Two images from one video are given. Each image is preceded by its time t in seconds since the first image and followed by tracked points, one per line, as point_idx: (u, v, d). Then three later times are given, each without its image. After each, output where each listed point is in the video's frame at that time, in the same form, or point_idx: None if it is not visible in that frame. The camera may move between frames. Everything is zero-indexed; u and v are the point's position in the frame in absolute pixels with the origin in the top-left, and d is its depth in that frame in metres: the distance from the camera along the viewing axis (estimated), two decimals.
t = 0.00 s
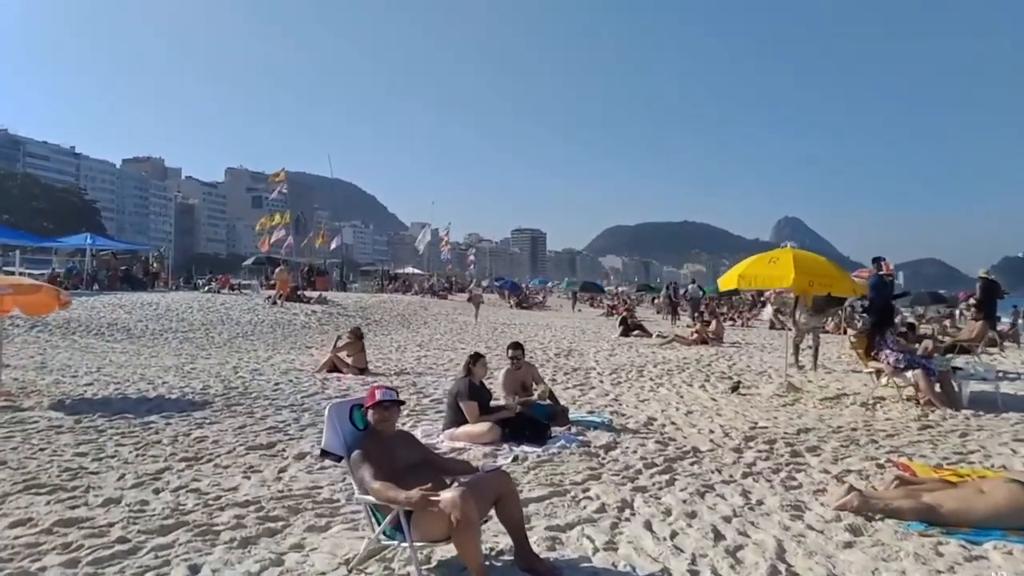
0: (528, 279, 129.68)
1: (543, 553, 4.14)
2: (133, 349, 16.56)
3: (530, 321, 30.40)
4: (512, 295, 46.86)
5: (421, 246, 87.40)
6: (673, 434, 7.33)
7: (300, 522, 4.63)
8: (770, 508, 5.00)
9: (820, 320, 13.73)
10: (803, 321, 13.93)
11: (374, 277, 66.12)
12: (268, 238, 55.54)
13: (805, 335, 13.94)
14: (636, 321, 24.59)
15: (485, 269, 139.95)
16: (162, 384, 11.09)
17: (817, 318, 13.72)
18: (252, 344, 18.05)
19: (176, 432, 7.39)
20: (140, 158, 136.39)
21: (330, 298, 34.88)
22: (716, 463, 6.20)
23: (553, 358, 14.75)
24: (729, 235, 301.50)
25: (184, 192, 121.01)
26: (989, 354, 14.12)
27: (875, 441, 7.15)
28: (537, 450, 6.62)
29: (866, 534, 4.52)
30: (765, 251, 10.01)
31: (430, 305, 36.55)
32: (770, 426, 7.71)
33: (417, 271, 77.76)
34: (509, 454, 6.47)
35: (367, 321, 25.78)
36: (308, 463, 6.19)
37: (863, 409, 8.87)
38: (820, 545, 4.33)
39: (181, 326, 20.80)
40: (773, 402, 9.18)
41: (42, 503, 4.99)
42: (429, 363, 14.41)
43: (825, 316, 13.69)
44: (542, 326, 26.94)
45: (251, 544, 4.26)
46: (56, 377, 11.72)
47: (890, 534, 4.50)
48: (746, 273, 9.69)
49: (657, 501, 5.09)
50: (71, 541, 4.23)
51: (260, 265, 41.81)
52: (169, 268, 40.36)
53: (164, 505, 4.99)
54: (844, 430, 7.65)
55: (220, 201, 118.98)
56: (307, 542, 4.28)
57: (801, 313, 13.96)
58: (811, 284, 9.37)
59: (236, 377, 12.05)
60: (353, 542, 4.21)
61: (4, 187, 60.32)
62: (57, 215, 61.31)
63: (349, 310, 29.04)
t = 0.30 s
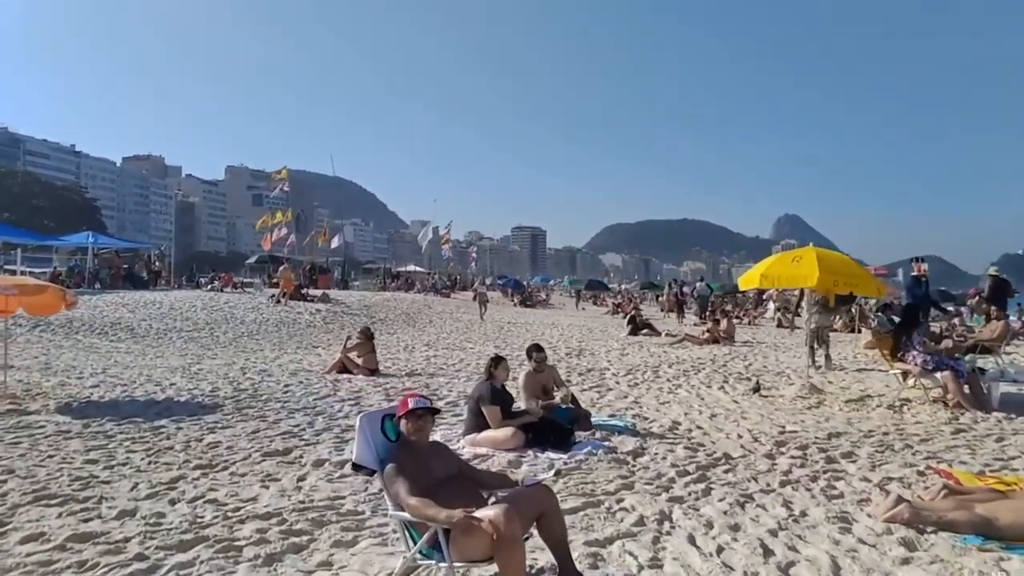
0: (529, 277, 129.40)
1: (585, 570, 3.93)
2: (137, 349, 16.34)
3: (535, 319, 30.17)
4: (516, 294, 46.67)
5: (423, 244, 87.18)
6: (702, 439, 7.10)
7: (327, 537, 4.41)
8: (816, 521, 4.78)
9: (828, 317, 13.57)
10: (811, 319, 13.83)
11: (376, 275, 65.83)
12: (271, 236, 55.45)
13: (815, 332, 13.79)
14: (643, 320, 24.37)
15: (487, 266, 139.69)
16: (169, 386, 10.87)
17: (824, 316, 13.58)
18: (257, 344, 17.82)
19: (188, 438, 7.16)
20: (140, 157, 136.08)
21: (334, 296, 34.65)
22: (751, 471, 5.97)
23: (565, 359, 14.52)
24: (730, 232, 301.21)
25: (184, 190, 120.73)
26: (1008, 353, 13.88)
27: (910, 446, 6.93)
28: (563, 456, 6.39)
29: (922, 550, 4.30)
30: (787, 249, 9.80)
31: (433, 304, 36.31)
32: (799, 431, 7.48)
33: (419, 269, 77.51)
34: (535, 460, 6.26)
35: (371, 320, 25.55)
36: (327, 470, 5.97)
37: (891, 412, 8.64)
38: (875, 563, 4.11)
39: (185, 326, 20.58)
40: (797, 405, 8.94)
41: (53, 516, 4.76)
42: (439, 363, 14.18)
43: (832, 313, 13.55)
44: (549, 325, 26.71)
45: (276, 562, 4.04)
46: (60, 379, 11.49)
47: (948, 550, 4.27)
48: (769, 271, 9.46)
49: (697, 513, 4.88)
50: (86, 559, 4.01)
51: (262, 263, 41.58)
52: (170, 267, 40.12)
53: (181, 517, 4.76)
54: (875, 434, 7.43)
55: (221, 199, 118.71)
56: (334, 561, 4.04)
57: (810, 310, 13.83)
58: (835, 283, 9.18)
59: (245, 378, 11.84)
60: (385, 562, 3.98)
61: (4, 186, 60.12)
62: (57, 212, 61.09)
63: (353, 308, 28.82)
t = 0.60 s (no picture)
0: (531, 274, 129.04)
1: None
2: (141, 347, 16.13)
3: (541, 316, 29.92)
4: (520, 290, 46.39)
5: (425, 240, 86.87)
6: (730, 441, 6.87)
7: (352, 548, 4.18)
8: (864, 530, 4.55)
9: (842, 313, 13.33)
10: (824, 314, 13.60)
11: (379, 272, 65.58)
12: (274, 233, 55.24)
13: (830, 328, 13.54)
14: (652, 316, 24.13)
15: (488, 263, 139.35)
16: (176, 386, 10.64)
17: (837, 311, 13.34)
18: (262, 342, 17.59)
19: (198, 440, 6.94)
20: (140, 154, 135.78)
21: (337, 293, 34.41)
22: (787, 475, 5.74)
23: (576, 356, 14.29)
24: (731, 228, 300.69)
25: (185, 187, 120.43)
26: None
27: (947, 447, 6.69)
28: (588, 459, 6.17)
29: (980, 561, 4.07)
30: (809, 244, 9.56)
31: (438, 300, 36.08)
32: (829, 432, 7.25)
33: (421, 265, 77.23)
34: (560, 464, 6.02)
35: (376, 317, 25.30)
36: (346, 475, 5.73)
37: (919, 411, 8.41)
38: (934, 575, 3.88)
39: (190, 323, 20.36)
40: (822, 405, 8.71)
41: (63, 525, 4.54)
42: (449, 362, 13.94)
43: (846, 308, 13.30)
44: (556, 322, 26.47)
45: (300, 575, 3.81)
46: (64, 378, 11.27)
47: (1009, 561, 4.04)
48: (793, 267, 9.22)
49: (738, 522, 4.64)
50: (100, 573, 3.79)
51: (265, 259, 41.33)
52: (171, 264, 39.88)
53: (197, 526, 4.54)
54: (908, 435, 7.19)
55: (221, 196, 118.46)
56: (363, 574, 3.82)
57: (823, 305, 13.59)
58: (862, 279, 8.95)
59: (253, 377, 11.61)
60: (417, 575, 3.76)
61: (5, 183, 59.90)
62: (58, 210, 60.87)
63: (357, 305, 28.59)
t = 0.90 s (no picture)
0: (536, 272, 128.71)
1: None
2: (147, 347, 15.89)
3: (549, 315, 29.64)
4: (526, 288, 46.13)
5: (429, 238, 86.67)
6: (764, 447, 6.61)
7: (382, 567, 3.92)
8: (921, 546, 4.29)
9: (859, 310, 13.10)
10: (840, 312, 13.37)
11: (383, 270, 65.37)
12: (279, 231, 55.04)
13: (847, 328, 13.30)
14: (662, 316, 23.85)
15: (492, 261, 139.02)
16: (185, 388, 10.39)
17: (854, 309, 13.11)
18: (269, 341, 17.36)
19: (211, 446, 6.69)
20: (144, 152, 135.73)
21: (343, 291, 34.18)
22: (829, 485, 5.47)
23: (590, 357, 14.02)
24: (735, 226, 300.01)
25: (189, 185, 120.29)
26: None
27: (990, 454, 6.42)
28: (618, 467, 5.90)
29: None
30: (836, 243, 9.28)
31: (444, 299, 35.83)
32: (864, 438, 6.97)
33: (425, 263, 77.00)
34: (590, 472, 5.77)
35: (383, 316, 25.04)
36: (367, 484, 5.48)
37: (953, 415, 8.14)
38: None
39: (196, 322, 20.14)
40: (851, 408, 8.44)
41: (73, 540, 4.29)
42: (461, 362, 13.68)
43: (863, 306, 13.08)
44: (565, 321, 26.20)
45: None
46: (70, 379, 11.04)
47: None
48: (821, 266, 8.94)
49: (788, 537, 4.38)
50: None
51: (270, 258, 41.11)
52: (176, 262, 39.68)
53: (215, 541, 4.28)
54: (947, 441, 6.92)
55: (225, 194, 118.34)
56: None
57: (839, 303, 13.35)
58: (892, 278, 8.64)
59: (263, 379, 11.36)
60: None
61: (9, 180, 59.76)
62: (63, 207, 60.73)
63: (364, 304, 28.34)
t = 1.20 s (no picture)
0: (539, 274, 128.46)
1: None
2: (153, 349, 15.65)
3: (556, 317, 29.39)
4: (533, 289, 45.87)
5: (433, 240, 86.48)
6: (801, 455, 6.35)
7: None
8: (987, 562, 4.03)
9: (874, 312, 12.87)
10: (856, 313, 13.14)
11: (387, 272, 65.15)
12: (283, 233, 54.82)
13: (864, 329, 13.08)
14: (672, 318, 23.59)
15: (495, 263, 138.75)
16: (194, 391, 10.15)
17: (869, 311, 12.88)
18: (276, 343, 17.12)
19: (225, 452, 6.44)
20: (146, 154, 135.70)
21: (348, 293, 33.94)
22: (877, 496, 5.21)
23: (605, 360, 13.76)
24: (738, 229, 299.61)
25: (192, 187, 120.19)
26: None
27: None
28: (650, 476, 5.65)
29: None
30: (864, 244, 9.04)
31: (449, 301, 35.58)
32: (903, 445, 6.71)
33: (429, 265, 76.78)
34: (623, 481, 5.52)
35: (390, 318, 24.78)
36: (391, 494, 5.23)
37: (989, 421, 7.88)
38: None
39: (202, 324, 19.90)
40: (882, 413, 8.18)
41: (85, 555, 4.04)
42: (474, 365, 13.43)
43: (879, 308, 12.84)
44: (573, 323, 25.96)
45: None
46: (76, 382, 10.80)
47: None
48: (849, 268, 8.70)
49: (844, 553, 4.13)
50: None
51: (275, 260, 40.88)
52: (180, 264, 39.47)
53: (236, 557, 4.04)
54: (989, 448, 6.66)
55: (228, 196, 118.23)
56: None
57: (858, 304, 13.12)
58: (923, 279, 8.39)
59: (273, 382, 11.12)
60: None
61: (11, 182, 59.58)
62: (66, 209, 60.55)
63: (370, 306, 28.10)
